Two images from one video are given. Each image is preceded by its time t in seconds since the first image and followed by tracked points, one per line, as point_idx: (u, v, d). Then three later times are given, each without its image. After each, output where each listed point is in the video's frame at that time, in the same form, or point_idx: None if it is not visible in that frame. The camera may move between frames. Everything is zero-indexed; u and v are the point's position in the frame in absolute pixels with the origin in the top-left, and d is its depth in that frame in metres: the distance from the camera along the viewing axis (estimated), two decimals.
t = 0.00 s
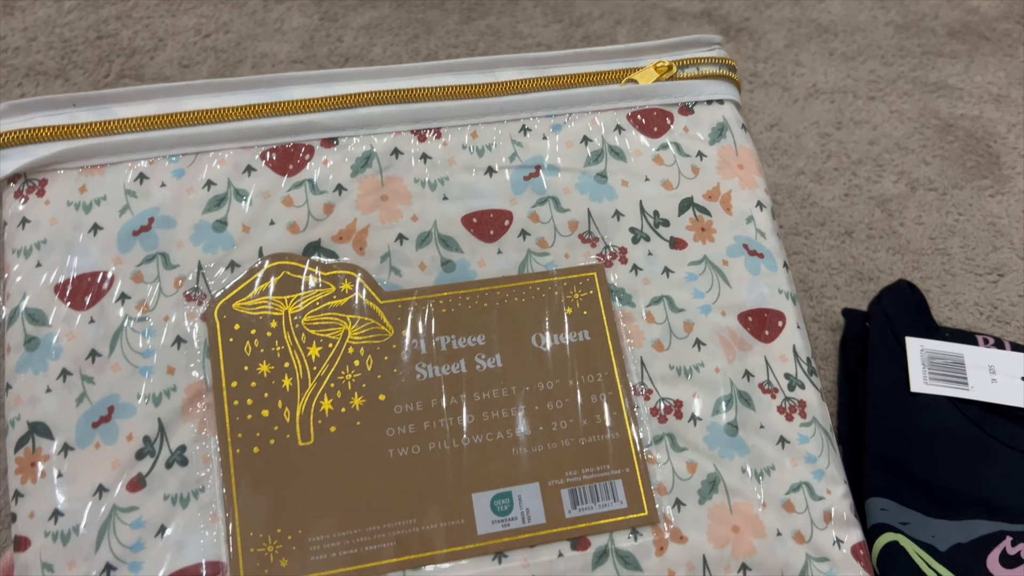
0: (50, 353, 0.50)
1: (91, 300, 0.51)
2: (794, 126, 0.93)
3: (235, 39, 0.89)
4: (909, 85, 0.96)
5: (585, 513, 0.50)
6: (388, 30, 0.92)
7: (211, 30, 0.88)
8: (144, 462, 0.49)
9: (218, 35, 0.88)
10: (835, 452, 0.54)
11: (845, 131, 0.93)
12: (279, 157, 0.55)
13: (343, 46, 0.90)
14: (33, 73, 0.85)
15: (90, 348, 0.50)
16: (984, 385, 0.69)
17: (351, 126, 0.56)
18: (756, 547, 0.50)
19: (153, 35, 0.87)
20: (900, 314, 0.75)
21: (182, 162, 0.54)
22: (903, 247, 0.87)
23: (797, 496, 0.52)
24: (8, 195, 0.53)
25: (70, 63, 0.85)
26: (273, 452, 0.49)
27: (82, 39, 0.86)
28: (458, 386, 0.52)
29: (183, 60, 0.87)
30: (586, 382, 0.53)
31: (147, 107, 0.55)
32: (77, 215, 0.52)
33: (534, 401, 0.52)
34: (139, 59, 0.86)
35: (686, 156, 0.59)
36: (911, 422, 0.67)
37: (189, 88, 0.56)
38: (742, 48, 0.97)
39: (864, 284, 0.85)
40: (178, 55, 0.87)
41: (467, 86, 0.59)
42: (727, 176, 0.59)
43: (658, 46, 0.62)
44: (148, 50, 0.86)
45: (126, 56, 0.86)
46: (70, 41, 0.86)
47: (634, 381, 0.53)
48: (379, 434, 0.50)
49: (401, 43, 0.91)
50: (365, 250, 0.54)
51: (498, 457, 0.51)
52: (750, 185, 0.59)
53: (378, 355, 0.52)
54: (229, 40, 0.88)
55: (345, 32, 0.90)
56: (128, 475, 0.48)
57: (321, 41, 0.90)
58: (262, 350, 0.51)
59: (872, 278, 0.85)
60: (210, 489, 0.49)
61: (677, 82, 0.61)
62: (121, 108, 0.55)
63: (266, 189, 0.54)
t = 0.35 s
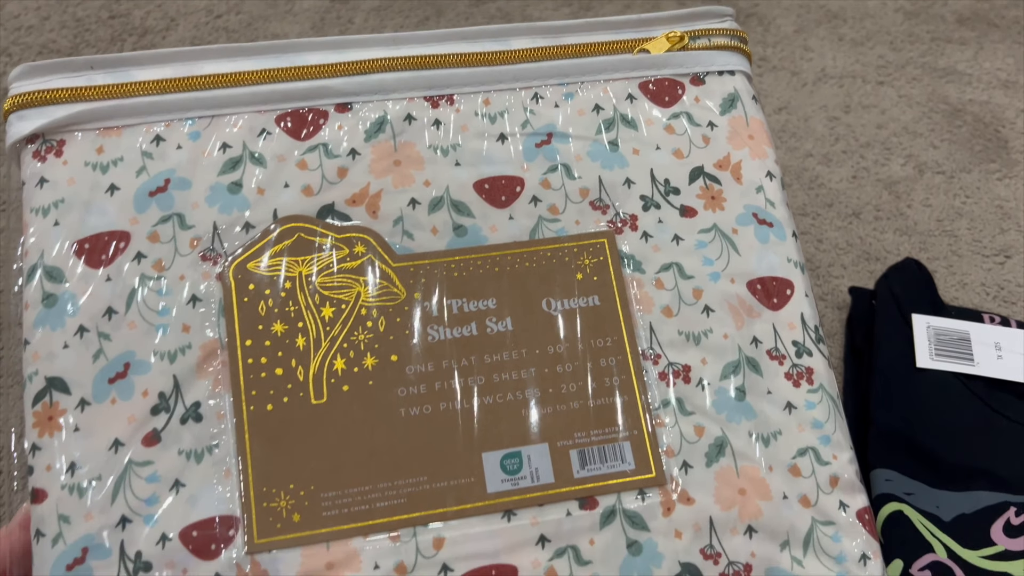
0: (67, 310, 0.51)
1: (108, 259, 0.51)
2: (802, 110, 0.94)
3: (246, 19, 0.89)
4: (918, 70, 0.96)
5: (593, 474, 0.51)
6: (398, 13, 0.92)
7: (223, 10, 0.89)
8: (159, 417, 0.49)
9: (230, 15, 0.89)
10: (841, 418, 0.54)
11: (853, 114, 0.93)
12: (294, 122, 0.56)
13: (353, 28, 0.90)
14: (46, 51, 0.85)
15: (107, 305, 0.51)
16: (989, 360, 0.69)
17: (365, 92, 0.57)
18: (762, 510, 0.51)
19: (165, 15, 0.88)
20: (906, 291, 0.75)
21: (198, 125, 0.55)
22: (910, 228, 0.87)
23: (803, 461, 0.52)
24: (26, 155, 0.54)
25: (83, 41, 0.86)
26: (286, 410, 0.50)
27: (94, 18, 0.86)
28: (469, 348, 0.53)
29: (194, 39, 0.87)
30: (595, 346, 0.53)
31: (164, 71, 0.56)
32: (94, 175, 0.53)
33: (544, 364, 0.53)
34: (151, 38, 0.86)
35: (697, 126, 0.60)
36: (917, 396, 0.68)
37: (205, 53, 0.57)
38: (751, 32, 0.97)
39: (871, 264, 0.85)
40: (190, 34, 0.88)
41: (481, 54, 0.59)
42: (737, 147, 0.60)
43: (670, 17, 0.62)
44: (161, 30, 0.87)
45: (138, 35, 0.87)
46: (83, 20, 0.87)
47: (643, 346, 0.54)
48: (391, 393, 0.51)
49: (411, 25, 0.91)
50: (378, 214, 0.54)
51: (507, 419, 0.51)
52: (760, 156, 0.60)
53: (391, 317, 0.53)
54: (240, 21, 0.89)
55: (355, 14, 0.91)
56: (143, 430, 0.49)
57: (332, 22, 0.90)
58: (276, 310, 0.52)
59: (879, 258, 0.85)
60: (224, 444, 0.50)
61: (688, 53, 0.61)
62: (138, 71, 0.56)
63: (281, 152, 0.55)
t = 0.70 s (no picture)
0: (88, 279, 0.52)
1: (128, 230, 0.53)
2: (811, 99, 0.94)
3: (259, 6, 0.90)
4: (927, 61, 0.97)
5: (600, 444, 0.52)
6: (409, 1, 0.93)
7: None
8: (177, 385, 0.51)
9: (243, 2, 0.90)
10: (846, 393, 0.55)
11: (861, 104, 0.94)
12: (310, 100, 0.57)
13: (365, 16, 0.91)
14: (62, 36, 0.86)
15: (126, 275, 0.52)
16: (994, 344, 0.70)
17: (379, 72, 0.58)
18: (767, 481, 0.52)
19: (179, 1, 0.89)
20: (913, 276, 0.75)
21: (216, 102, 0.56)
22: (917, 216, 0.88)
23: (808, 434, 0.53)
24: (49, 130, 0.55)
25: (98, 27, 0.87)
26: (301, 379, 0.51)
27: (109, 4, 0.88)
28: (480, 321, 0.53)
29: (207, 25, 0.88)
30: (604, 321, 0.54)
31: (182, 49, 0.57)
32: (115, 149, 0.54)
33: (553, 337, 0.54)
34: (166, 24, 0.88)
35: (705, 107, 0.61)
36: (923, 377, 0.68)
37: (223, 32, 0.58)
38: (760, 23, 0.98)
39: (878, 251, 0.86)
40: (203, 20, 0.89)
41: (493, 36, 0.60)
42: (745, 128, 0.60)
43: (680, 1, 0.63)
44: (174, 16, 0.88)
45: (152, 21, 0.88)
46: (98, 6, 0.88)
47: (651, 321, 0.55)
48: (404, 364, 0.52)
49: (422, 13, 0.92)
50: (392, 189, 0.55)
51: (517, 390, 0.52)
52: (767, 137, 0.61)
53: (404, 290, 0.54)
54: (253, 8, 0.90)
55: (366, 2, 0.92)
56: (161, 397, 0.50)
57: (344, 9, 0.91)
58: (292, 282, 0.53)
59: (886, 245, 0.86)
60: (240, 412, 0.51)
61: (697, 35, 0.62)
62: (158, 49, 0.57)
63: (297, 129, 0.56)
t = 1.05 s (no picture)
0: (102, 248, 0.53)
1: (141, 201, 0.53)
2: (819, 87, 0.94)
3: None
4: (936, 51, 0.96)
5: (606, 417, 0.52)
6: None
7: None
8: (189, 353, 0.51)
9: None
10: (851, 370, 0.55)
11: (869, 93, 0.94)
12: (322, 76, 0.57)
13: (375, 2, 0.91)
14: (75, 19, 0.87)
15: (139, 245, 0.53)
16: (1000, 328, 0.70)
17: (390, 48, 0.58)
18: (772, 456, 0.52)
19: None
20: (919, 261, 0.75)
21: (228, 77, 0.57)
22: (924, 203, 0.88)
23: (813, 410, 0.54)
24: (64, 102, 0.56)
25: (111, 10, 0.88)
26: (310, 349, 0.52)
27: None
28: (488, 294, 0.54)
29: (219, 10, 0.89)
30: (610, 295, 0.55)
31: (196, 24, 0.58)
32: (129, 122, 0.55)
33: (560, 311, 0.54)
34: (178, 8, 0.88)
35: (714, 86, 0.61)
36: (928, 359, 0.68)
37: (236, 8, 0.58)
38: (769, 12, 0.98)
39: (884, 237, 0.86)
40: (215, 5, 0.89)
41: (503, 13, 0.60)
42: (753, 107, 0.61)
43: None
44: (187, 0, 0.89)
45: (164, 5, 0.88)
46: None
47: (657, 296, 0.55)
48: (412, 335, 0.53)
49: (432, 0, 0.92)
50: (401, 163, 0.56)
51: (524, 363, 0.53)
52: (775, 116, 0.61)
53: (413, 263, 0.54)
54: None
55: None
56: (173, 364, 0.51)
57: None
58: (303, 254, 0.53)
59: (893, 232, 0.86)
60: (250, 380, 0.51)
61: (706, 16, 0.62)
62: (172, 24, 0.57)
63: (309, 104, 0.56)
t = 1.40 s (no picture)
0: (110, 215, 0.53)
1: (149, 168, 0.54)
2: (826, 73, 0.92)
3: None
4: (944, 38, 0.94)
5: (611, 387, 0.52)
6: None
7: None
8: (196, 319, 0.51)
9: None
10: (857, 344, 0.55)
11: (877, 78, 0.92)
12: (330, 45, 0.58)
13: None
14: None
15: (147, 212, 0.53)
16: (1006, 309, 0.70)
17: (399, 19, 0.59)
18: (776, 427, 0.52)
19: None
20: (925, 242, 0.75)
21: (237, 46, 0.57)
22: (931, 187, 0.86)
23: (818, 382, 0.54)
24: (73, 70, 0.56)
25: None
26: (318, 316, 0.52)
27: None
28: (495, 265, 0.54)
29: None
30: (616, 268, 0.55)
31: None
32: (137, 90, 0.55)
33: (567, 283, 0.54)
34: None
35: (722, 60, 0.61)
36: (933, 338, 0.68)
37: None
38: None
39: (891, 221, 0.85)
40: None
41: None
42: (761, 82, 0.61)
43: None
44: None
45: None
46: None
47: (664, 269, 0.55)
48: (419, 305, 0.53)
49: None
50: (409, 133, 0.56)
51: (530, 333, 0.53)
52: (783, 91, 0.61)
53: (420, 233, 0.54)
54: None
55: None
56: (180, 330, 0.51)
57: None
58: (310, 222, 0.53)
59: (899, 216, 0.85)
60: (257, 347, 0.51)
61: None
62: None
63: (317, 73, 0.57)
